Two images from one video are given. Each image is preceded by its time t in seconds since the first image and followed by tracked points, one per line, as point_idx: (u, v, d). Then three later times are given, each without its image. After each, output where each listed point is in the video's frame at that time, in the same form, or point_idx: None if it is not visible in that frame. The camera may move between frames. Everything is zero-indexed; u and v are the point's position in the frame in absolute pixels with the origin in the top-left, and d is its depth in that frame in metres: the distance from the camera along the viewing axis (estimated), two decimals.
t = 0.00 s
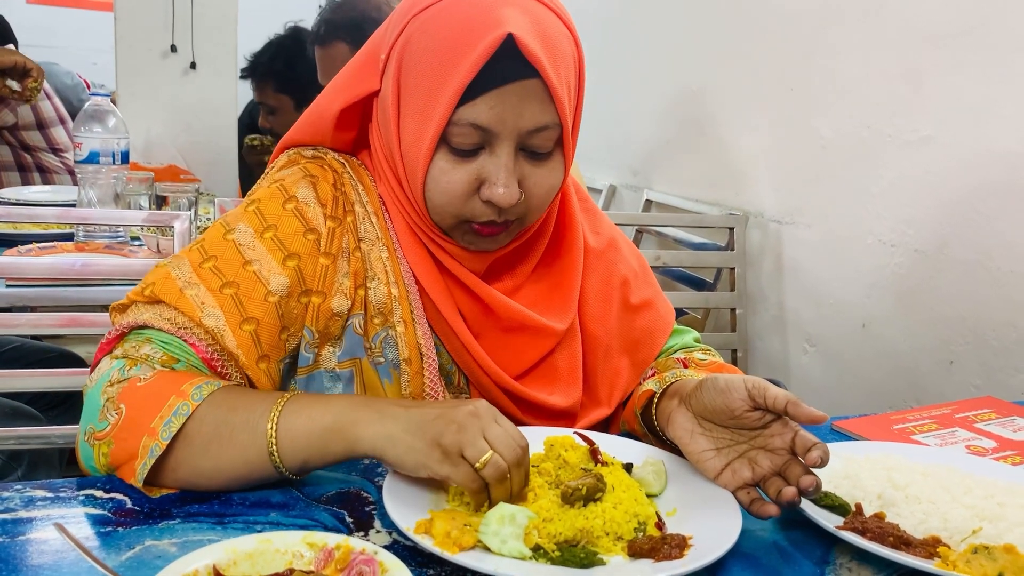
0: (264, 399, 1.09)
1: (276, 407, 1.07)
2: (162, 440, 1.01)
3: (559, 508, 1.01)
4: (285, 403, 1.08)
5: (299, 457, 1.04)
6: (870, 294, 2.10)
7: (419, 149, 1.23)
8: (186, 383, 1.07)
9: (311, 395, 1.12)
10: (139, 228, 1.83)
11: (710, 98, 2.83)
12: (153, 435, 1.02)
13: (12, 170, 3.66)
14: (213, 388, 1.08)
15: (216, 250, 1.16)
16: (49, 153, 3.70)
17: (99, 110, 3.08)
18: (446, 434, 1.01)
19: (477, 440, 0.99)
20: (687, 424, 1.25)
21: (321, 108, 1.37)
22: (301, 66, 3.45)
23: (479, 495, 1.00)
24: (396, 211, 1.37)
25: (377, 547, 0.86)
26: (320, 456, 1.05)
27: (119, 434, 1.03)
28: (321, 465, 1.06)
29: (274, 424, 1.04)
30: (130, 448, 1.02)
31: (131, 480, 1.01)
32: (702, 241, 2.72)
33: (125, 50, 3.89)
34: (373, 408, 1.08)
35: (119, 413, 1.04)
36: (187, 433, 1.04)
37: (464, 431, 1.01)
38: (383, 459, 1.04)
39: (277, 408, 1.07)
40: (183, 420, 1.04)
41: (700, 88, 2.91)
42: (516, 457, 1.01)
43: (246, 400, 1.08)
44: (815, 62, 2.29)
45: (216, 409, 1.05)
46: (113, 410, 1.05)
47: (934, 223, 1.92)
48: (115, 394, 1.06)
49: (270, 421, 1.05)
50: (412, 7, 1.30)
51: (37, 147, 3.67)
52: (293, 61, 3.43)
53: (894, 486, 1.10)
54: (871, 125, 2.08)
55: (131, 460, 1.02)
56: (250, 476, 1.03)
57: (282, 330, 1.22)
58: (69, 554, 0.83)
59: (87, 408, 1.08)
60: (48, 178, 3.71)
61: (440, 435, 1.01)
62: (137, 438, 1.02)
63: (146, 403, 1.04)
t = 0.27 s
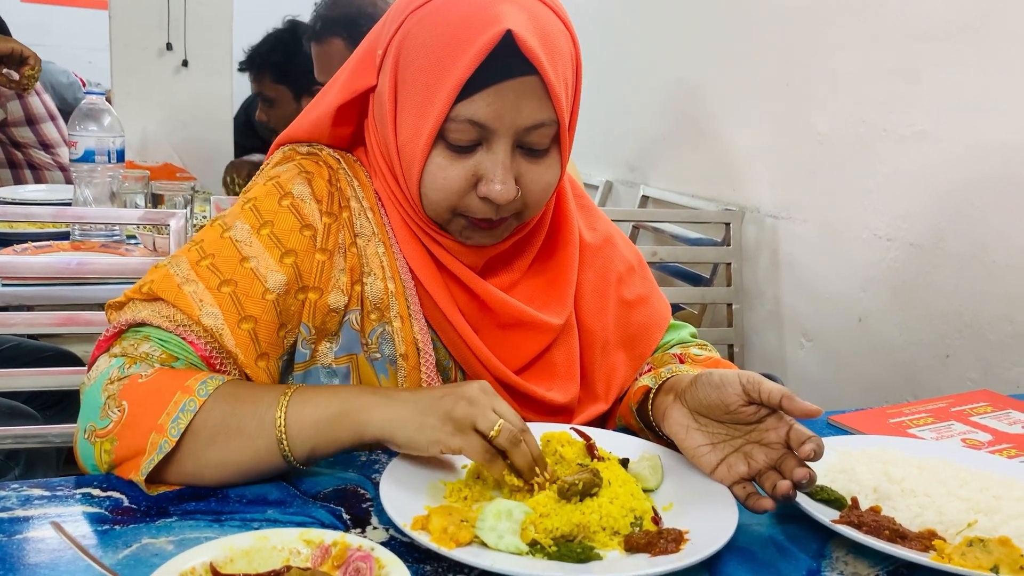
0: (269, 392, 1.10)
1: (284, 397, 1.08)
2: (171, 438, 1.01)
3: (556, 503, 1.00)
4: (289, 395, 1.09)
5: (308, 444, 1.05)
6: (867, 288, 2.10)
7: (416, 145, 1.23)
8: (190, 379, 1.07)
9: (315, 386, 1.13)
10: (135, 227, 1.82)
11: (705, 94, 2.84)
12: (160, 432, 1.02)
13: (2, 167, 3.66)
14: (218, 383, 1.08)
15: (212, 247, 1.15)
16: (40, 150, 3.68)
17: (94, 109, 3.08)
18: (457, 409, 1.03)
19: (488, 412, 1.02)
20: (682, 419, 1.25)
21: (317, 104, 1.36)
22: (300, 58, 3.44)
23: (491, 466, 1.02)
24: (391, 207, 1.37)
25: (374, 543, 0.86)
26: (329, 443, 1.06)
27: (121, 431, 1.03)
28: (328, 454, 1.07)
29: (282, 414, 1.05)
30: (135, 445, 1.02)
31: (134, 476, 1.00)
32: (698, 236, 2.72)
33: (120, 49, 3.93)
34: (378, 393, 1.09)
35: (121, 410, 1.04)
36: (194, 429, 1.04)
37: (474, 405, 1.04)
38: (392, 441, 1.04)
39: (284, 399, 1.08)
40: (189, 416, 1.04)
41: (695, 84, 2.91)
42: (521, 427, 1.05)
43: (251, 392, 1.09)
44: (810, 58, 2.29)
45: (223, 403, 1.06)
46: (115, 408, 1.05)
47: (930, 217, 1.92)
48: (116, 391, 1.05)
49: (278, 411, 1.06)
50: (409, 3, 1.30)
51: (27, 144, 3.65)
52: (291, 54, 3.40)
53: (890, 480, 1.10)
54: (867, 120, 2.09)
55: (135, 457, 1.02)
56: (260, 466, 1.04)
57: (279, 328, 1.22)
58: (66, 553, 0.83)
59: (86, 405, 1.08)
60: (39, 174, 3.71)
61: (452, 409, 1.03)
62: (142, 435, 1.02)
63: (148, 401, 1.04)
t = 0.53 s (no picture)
0: (265, 389, 1.09)
1: (280, 394, 1.08)
2: (167, 436, 1.01)
3: (552, 497, 1.00)
4: (287, 391, 1.08)
5: (303, 442, 1.04)
6: (863, 280, 2.10)
7: (410, 140, 1.22)
8: (186, 375, 1.06)
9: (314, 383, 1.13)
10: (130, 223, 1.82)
11: (701, 86, 2.83)
12: (158, 429, 1.01)
13: None
14: (214, 379, 1.07)
15: (208, 242, 1.15)
16: (33, 145, 3.66)
17: (89, 105, 3.06)
18: (449, 412, 1.02)
19: (480, 416, 1.01)
20: (678, 413, 1.25)
21: (312, 98, 1.36)
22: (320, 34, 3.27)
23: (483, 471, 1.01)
24: (386, 202, 1.36)
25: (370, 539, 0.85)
26: (324, 442, 1.05)
27: (120, 428, 1.03)
28: (324, 452, 1.07)
29: (277, 412, 1.05)
30: (134, 441, 1.02)
31: (131, 474, 1.00)
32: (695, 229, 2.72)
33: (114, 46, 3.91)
34: (377, 391, 1.08)
35: (119, 406, 1.04)
36: (191, 426, 1.03)
37: (468, 408, 1.02)
38: (387, 441, 1.04)
39: (280, 396, 1.07)
40: (186, 414, 1.03)
41: (691, 76, 2.90)
42: (516, 432, 1.03)
43: (248, 389, 1.08)
44: (806, 49, 2.29)
45: (218, 400, 1.05)
46: (113, 404, 1.04)
47: (926, 208, 1.92)
48: (114, 387, 1.05)
49: (273, 409, 1.06)
50: None
51: (20, 139, 3.62)
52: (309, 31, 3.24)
53: (886, 472, 1.10)
54: (863, 112, 2.08)
55: (134, 453, 1.02)
56: (257, 463, 1.03)
57: (277, 321, 1.22)
58: (62, 550, 0.82)
59: (83, 401, 1.07)
60: (33, 170, 3.70)
61: (445, 412, 1.02)
62: (141, 432, 1.02)
63: (145, 397, 1.04)
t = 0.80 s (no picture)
0: (273, 388, 1.09)
1: (291, 393, 1.08)
2: (182, 434, 1.01)
3: (552, 492, 1.01)
4: (297, 391, 1.09)
5: (314, 441, 1.05)
6: (863, 274, 2.10)
7: (408, 135, 1.23)
8: (200, 372, 1.07)
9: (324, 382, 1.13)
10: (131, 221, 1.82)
11: (700, 81, 2.83)
12: (171, 427, 1.02)
13: None
14: (227, 377, 1.08)
15: (217, 236, 1.15)
16: (35, 144, 3.67)
17: (89, 103, 3.07)
18: (464, 407, 1.04)
19: (496, 411, 1.03)
20: (677, 408, 1.25)
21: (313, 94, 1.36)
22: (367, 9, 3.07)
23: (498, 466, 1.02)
24: (387, 196, 1.36)
25: (372, 534, 0.86)
26: (335, 440, 1.06)
27: (132, 424, 1.03)
28: (333, 451, 1.07)
29: (289, 411, 1.06)
30: (146, 439, 1.02)
31: (143, 469, 1.00)
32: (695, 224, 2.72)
33: (114, 43, 3.90)
34: (388, 391, 1.10)
35: (132, 402, 1.04)
36: (201, 425, 1.03)
37: (482, 404, 1.04)
38: (400, 441, 1.04)
39: (292, 395, 1.08)
40: (199, 412, 1.04)
41: (690, 71, 2.90)
42: (528, 426, 1.05)
43: (260, 387, 1.09)
44: (804, 44, 2.29)
45: (231, 398, 1.06)
46: (126, 399, 1.04)
47: (925, 201, 1.92)
48: (128, 381, 1.05)
49: (285, 407, 1.06)
50: None
51: (22, 137, 3.64)
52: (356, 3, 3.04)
53: (884, 465, 1.11)
54: (862, 105, 2.08)
55: (146, 449, 1.02)
56: (267, 461, 1.04)
57: (285, 315, 1.23)
58: (67, 547, 0.83)
59: (96, 394, 1.07)
60: (34, 168, 3.71)
61: (460, 408, 1.04)
62: (154, 430, 1.02)
63: (159, 393, 1.04)
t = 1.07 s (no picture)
0: (267, 377, 1.10)
1: (283, 381, 1.09)
2: (174, 424, 1.04)
3: (558, 487, 1.02)
4: (290, 378, 1.09)
5: (304, 427, 1.05)
6: (868, 271, 2.10)
7: (419, 131, 1.24)
8: (194, 366, 1.09)
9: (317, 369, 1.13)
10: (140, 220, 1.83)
11: (706, 78, 2.83)
12: (165, 419, 1.04)
13: (9, 161, 3.66)
14: (221, 370, 1.10)
15: (218, 240, 1.17)
16: (47, 144, 3.71)
17: (98, 102, 3.09)
18: (437, 399, 0.98)
19: (466, 407, 0.96)
20: (681, 405, 1.26)
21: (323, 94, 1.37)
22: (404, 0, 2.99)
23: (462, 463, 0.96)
24: (395, 195, 1.38)
25: (380, 528, 0.87)
26: (324, 426, 1.06)
27: (132, 420, 1.05)
28: (325, 437, 1.07)
29: (280, 398, 1.06)
30: (144, 433, 1.04)
31: (141, 464, 1.03)
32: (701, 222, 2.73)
33: (121, 42, 3.92)
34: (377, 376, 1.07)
35: (131, 399, 1.07)
36: (198, 415, 1.06)
37: (455, 398, 0.98)
38: (379, 419, 1.03)
39: (283, 382, 1.08)
40: (193, 403, 1.06)
41: (696, 69, 2.90)
42: (506, 427, 0.97)
43: (254, 377, 1.10)
44: (809, 42, 2.29)
45: (224, 389, 1.07)
46: (126, 397, 1.07)
47: (929, 199, 1.92)
48: (127, 381, 1.08)
49: (276, 394, 1.07)
50: None
51: (34, 138, 3.66)
52: None
53: (887, 461, 1.11)
54: (867, 103, 2.08)
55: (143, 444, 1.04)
56: (261, 448, 1.05)
57: (287, 317, 1.24)
58: (80, 541, 0.85)
59: (100, 397, 1.10)
60: (46, 168, 3.74)
61: (432, 400, 0.99)
62: (151, 423, 1.04)
63: (155, 387, 1.06)
